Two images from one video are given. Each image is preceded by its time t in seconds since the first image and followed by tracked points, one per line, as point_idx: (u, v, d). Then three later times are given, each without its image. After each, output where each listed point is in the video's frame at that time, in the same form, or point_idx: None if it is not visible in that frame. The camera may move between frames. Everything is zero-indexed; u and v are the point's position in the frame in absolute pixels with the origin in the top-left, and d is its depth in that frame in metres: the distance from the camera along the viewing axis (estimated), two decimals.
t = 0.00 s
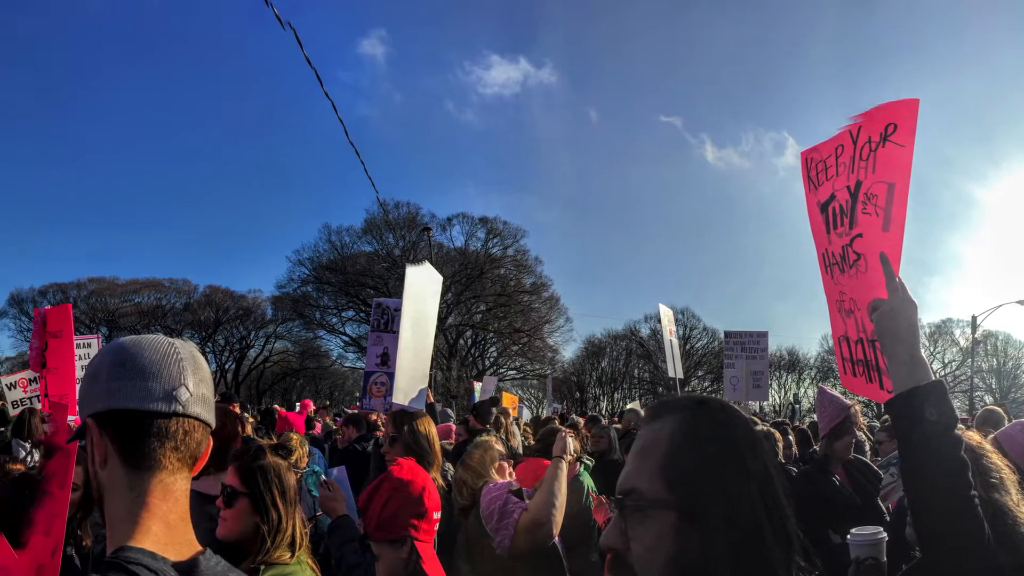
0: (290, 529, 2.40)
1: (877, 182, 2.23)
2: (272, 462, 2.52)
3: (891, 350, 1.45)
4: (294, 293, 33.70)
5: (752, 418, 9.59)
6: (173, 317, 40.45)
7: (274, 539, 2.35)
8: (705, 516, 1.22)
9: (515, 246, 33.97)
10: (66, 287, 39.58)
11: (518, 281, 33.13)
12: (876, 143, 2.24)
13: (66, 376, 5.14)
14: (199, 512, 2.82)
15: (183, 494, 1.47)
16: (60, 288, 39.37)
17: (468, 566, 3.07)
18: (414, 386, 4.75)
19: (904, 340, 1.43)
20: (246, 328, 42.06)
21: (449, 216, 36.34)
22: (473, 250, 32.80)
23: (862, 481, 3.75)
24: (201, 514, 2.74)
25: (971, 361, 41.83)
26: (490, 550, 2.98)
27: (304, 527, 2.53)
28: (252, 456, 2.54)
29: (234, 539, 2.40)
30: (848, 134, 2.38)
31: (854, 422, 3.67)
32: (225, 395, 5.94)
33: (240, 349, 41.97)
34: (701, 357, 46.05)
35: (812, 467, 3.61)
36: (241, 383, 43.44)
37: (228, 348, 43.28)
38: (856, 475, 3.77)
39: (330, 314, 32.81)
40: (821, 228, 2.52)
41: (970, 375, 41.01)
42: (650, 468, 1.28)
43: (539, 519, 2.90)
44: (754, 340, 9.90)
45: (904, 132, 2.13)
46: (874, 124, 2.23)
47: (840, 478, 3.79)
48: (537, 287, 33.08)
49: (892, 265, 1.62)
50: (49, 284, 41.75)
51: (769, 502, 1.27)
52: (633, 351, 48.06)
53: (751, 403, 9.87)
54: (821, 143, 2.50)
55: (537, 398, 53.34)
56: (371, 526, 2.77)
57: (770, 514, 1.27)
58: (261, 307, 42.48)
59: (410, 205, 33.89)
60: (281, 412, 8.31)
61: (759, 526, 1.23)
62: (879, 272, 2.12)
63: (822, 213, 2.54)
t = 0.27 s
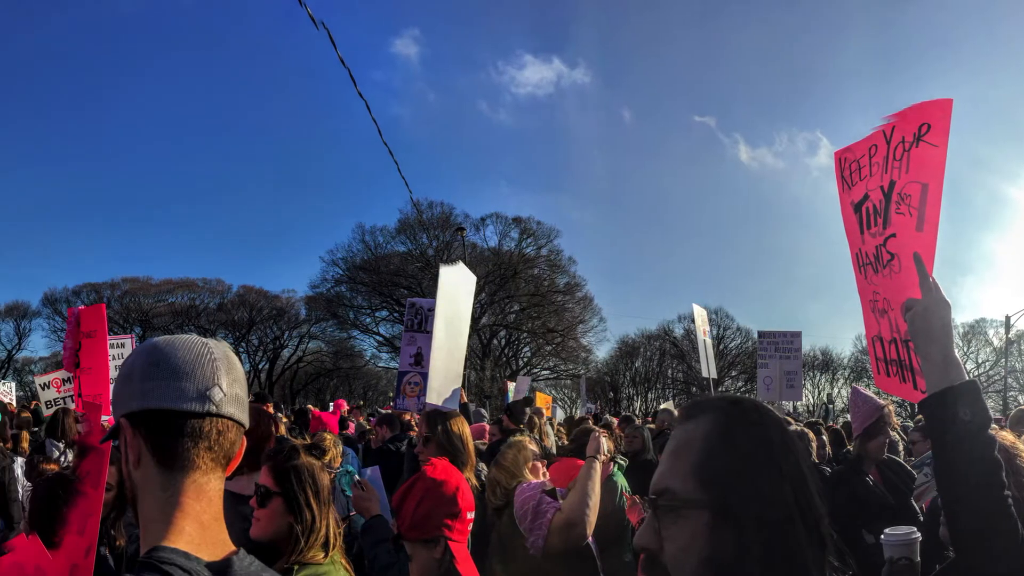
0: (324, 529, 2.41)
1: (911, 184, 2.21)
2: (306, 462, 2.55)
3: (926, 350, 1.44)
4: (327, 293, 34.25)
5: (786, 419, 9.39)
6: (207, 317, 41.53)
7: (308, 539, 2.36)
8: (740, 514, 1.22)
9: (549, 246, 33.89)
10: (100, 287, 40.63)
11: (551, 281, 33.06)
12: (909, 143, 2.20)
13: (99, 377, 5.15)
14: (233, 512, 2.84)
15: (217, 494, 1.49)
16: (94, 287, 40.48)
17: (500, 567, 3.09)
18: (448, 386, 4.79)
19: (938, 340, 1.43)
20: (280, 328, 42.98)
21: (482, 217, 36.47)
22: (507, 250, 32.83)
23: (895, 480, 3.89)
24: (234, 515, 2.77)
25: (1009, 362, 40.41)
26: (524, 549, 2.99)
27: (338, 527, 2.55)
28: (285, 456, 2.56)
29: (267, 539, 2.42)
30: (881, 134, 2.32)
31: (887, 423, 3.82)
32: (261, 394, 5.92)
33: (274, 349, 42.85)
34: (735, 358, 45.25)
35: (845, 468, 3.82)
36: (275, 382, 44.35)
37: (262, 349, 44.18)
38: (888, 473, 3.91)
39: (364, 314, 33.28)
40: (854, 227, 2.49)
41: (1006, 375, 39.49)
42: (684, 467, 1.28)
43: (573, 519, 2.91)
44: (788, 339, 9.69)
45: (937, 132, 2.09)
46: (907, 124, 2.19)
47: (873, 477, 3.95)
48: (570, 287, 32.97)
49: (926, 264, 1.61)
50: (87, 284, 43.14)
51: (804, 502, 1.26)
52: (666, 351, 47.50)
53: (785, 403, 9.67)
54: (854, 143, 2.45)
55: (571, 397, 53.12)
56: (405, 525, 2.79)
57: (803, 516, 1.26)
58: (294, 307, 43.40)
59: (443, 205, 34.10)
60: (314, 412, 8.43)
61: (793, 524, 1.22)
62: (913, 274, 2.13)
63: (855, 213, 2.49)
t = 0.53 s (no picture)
0: (357, 529, 2.45)
1: (945, 183, 2.23)
2: (339, 463, 2.60)
3: (958, 351, 1.46)
4: (361, 293, 34.71)
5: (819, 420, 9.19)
6: (241, 317, 42.46)
7: (341, 539, 2.40)
8: (775, 513, 1.21)
9: (582, 246, 33.74)
10: (134, 288, 41.53)
11: (585, 281, 32.93)
12: (943, 143, 2.22)
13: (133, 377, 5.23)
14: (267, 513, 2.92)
15: (250, 494, 1.49)
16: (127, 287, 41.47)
17: (533, 567, 3.10)
18: (481, 386, 4.83)
19: (972, 340, 1.45)
20: (313, 328, 43.78)
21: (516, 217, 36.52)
22: (540, 250, 32.77)
23: (928, 481, 3.87)
24: (269, 515, 2.84)
25: None
26: (557, 549, 3.00)
27: (371, 527, 2.59)
28: (319, 456, 2.61)
29: (301, 539, 2.45)
30: (915, 135, 2.35)
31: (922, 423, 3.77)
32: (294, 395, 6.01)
33: (307, 348, 43.63)
34: (769, 358, 44.34)
35: (879, 467, 3.67)
36: (309, 381, 45.11)
37: (295, 349, 44.97)
38: (921, 474, 3.88)
39: (397, 314, 33.65)
40: (888, 227, 2.50)
41: None
42: (717, 467, 1.28)
43: (607, 519, 2.91)
44: (821, 339, 9.48)
45: (971, 133, 2.11)
46: (940, 125, 2.21)
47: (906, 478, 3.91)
48: (604, 287, 32.78)
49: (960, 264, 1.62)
50: (121, 284, 44.22)
51: (837, 503, 1.25)
52: (699, 351, 46.88)
53: (818, 403, 9.45)
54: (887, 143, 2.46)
55: (604, 397, 52.81)
56: (439, 526, 2.82)
57: (837, 515, 1.24)
58: (326, 307, 44.20)
59: (477, 205, 34.23)
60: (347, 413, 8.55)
61: (825, 523, 1.21)
62: (945, 272, 2.14)
63: (889, 213, 2.51)
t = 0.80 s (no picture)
0: (390, 529, 2.48)
1: (979, 183, 2.34)
2: (373, 463, 2.63)
3: (993, 349, 1.49)
4: (395, 293, 35.08)
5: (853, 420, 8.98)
6: (274, 317, 43.32)
7: (375, 539, 2.43)
8: (810, 514, 1.20)
9: (616, 246, 33.50)
10: (167, 288, 42.42)
11: (619, 281, 32.73)
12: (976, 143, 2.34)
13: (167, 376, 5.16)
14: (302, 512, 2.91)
15: (284, 494, 1.49)
16: (161, 287, 42.49)
17: (568, 567, 3.10)
18: (515, 386, 4.84)
19: (1006, 339, 1.48)
20: (346, 328, 44.47)
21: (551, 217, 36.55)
22: (574, 250, 32.60)
23: (963, 480, 3.89)
24: (303, 515, 2.84)
25: None
26: (592, 550, 3.00)
27: (403, 527, 2.62)
28: (353, 456, 2.64)
29: (335, 538, 2.51)
30: (948, 134, 2.46)
31: (955, 422, 3.87)
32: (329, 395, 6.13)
33: (341, 348, 44.27)
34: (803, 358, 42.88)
35: (912, 467, 3.85)
36: (343, 380, 45.81)
37: (328, 349, 45.69)
38: (955, 474, 3.92)
39: (431, 314, 33.95)
40: (921, 228, 2.63)
41: None
42: (752, 467, 1.27)
43: (640, 519, 2.89)
44: (856, 339, 9.21)
45: (1004, 133, 2.23)
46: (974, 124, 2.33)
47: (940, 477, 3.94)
48: (638, 287, 32.52)
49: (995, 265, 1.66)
50: (153, 285, 45.23)
51: (871, 503, 1.23)
52: (733, 351, 46.09)
53: (852, 403, 9.23)
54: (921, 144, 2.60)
55: (637, 397, 52.40)
56: (473, 525, 2.85)
57: (871, 514, 1.23)
58: (360, 308, 44.85)
59: (510, 205, 34.29)
60: (380, 413, 8.65)
61: (858, 518, 1.20)
62: (978, 275, 2.29)
63: (923, 212, 2.64)
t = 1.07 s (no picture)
0: (423, 530, 2.51)
1: (1011, 185, 2.76)
2: (406, 463, 2.65)
3: None
4: (429, 293, 35.38)
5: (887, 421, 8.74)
6: (308, 317, 44.14)
7: (408, 539, 2.46)
8: (844, 515, 1.21)
9: (650, 246, 33.20)
10: (202, 288, 43.36)
11: (652, 281, 32.44)
12: (1009, 145, 2.79)
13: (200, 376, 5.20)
14: (335, 512, 2.93)
15: (317, 494, 1.53)
16: (196, 288, 43.48)
17: (601, 567, 3.09)
18: (548, 386, 4.86)
19: None
20: (380, 328, 45.03)
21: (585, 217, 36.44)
22: (607, 250, 32.37)
23: (996, 480, 3.98)
24: (337, 515, 2.88)
25: None
26: (625, 549, 3.00)
27: (437, 527, 2.64)
28: (386, 457, 2.67)
29: (368, 539, 2.53)
30: (983, 137, 2.90)
31: (989, 423, 3.92)
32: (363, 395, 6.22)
33: (373, 348, 44.79)
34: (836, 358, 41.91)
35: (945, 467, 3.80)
36: (377, 380, 46.41)
37: (362, 349, 46.32)
38: (989, 474, 4.00)
39: (465, 314, 34.15)
40: (955, 226, 3.07)
41: None
42: (786, 467, 1.27)
43: (674, 519, 2.88)
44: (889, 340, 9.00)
45: None
46: (1010, 126, 2.78)
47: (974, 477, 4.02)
48: (672, 287, 32.21)
49: None
50: (186, 285, 46.26)
51: (904, 503, 1.23)
52: (767, 352, 45.19)
53: (886, 404, 9.00)
54: (957, 146, 3.03)
55: (670, 398, 51.77)
56: (507, 525, 2.87)
57: (905, 515, 1.23)
58: (392, 308, 45.34)
59: (544, 205, 34.28)
60: (414, 412, 8.73)
61: (891, 518, 1.20)
62: (1012, 272, 2.70)
63: (956, 211, 3.07)
